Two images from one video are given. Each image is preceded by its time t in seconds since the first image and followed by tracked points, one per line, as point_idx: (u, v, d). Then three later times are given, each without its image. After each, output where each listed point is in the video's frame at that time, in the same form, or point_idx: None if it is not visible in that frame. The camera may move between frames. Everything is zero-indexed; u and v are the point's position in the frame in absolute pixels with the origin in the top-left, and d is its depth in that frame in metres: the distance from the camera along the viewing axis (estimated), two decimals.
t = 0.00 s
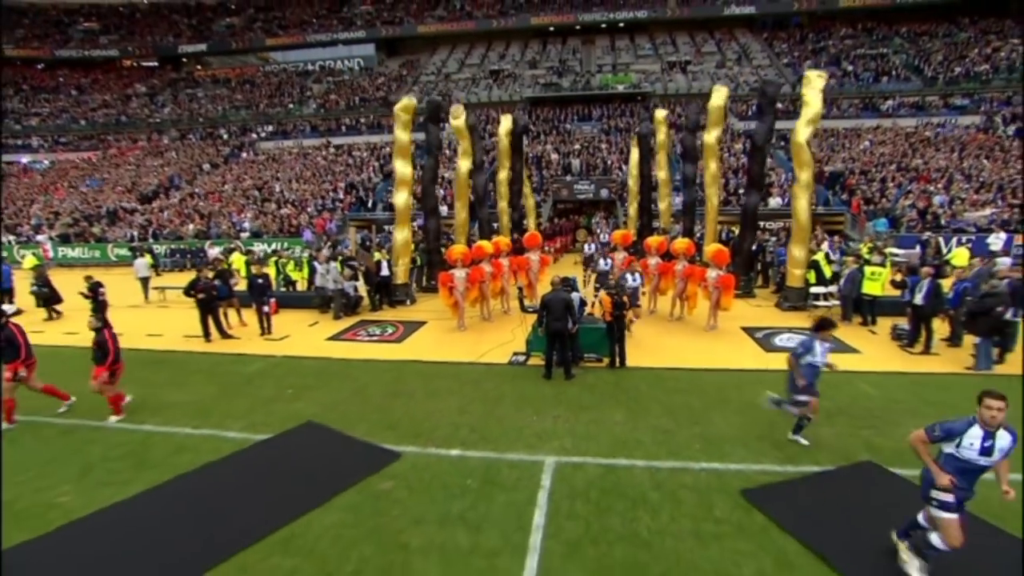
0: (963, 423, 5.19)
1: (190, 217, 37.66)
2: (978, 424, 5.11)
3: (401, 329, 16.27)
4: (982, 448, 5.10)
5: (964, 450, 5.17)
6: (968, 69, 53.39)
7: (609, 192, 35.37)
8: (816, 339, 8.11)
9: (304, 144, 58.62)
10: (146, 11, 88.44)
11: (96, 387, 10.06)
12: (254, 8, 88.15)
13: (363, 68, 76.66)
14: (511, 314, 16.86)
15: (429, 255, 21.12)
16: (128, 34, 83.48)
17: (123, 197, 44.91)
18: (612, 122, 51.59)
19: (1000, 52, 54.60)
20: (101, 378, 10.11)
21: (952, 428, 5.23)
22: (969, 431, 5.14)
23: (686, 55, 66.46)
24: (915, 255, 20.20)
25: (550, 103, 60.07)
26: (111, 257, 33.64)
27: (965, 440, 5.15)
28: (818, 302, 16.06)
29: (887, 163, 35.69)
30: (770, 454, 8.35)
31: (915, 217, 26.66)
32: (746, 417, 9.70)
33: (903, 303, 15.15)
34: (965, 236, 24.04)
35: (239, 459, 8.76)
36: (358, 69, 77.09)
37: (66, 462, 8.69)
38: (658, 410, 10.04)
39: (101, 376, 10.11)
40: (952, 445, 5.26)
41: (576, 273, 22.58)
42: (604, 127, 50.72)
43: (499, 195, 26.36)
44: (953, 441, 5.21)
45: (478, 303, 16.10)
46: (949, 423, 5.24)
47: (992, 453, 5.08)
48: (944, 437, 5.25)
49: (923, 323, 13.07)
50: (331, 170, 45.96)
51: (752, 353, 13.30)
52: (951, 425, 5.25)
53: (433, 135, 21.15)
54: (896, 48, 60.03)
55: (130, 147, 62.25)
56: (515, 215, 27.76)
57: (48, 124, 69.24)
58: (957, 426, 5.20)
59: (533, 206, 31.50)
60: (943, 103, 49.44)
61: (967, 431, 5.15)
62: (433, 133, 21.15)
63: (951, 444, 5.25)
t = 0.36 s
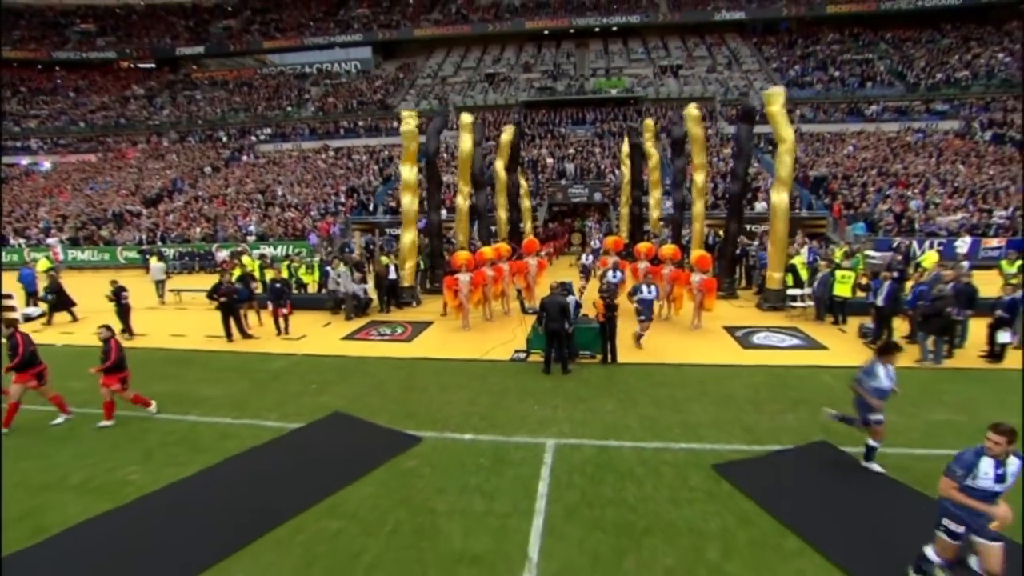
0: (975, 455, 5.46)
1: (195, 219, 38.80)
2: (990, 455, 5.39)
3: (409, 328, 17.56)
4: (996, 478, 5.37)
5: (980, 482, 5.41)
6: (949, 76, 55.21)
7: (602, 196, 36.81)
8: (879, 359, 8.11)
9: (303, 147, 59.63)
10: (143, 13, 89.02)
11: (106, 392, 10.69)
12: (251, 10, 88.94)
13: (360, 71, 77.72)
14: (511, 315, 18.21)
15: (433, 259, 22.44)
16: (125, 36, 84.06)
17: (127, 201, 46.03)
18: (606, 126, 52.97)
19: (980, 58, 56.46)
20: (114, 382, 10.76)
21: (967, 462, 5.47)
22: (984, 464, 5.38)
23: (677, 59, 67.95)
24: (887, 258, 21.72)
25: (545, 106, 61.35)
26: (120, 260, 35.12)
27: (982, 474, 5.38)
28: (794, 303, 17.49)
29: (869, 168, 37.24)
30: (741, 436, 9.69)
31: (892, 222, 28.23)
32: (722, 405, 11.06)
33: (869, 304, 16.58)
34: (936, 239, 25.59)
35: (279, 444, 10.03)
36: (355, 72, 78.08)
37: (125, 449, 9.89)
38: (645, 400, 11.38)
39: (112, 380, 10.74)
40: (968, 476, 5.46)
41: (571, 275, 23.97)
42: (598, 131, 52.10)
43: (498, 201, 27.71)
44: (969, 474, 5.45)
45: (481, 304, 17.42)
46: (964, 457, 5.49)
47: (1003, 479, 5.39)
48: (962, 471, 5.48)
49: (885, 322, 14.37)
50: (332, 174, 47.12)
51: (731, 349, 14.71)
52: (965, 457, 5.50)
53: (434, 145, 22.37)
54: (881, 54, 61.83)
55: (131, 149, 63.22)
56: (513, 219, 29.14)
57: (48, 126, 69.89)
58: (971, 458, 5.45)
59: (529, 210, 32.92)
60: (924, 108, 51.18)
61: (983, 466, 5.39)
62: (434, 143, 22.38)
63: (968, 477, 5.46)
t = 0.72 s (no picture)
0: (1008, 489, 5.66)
1: (214, 223, 40.37)
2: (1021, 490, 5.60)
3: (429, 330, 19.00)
4: None
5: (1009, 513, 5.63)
6: (947, 85, 56.38)
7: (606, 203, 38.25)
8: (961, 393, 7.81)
9: (315, 151, 61.18)
10: (155, 17, 90.84)
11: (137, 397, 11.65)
12: (262, 16, 90.71)
13: (369, 76, 79.30)
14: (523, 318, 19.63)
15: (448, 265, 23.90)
16: (139, 40, 85.95)
17: (147, 204, 47.71)
18: (610, 133, 54.32)
19: (978, 67, 57.64)
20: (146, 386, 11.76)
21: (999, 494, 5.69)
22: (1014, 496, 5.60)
23: (681, 67, 69.25)
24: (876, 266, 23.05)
25: (550, 113, 62.75)
26: (144, 262, 36.75)
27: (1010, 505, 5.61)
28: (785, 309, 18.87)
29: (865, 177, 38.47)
30: (730, 429, 11.06)
31: (884, 231, 29.59)
32: (715, 402, 12.44)
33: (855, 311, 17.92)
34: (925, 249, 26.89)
35: (324, 432, 11.44)
36: (364, 77, 79.67)
37: (190, 437, 11.31)
38: (646, 397, 12.77)
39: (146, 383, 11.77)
40: (995, 507, 5.70)
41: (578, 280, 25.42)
42: (603, 138, 53.47)
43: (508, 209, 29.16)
44: (996, 504, 5.69)
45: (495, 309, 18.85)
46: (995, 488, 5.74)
47: None
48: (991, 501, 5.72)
49: (867, 328, 15.65)
50: (344, 178, 48.66)
51: (725, 351, 16.11)
52: (997, 490, 5.71)
53: (450, 158, 23.82)
54: (881, 63, 63.01)
55: (147, 153, 64.96)
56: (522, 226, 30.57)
57: (65, 129, 71.65)
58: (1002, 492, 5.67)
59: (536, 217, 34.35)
60: (922, 117, 52.33)
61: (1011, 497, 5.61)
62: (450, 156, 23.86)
63: (996, 508, 5.70)
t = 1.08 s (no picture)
0: None
1: (235, 225, 42.07)
2: None
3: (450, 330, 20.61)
4: None
5: None
6: (945, 95, 57.79)
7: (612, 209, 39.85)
8: None
9: (327, 155, 62.85)
10: (170, 20, 92.75)
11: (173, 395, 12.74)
12: (274, 19, 92.54)
13: (379, 80, 81.03)
14: (537, 321, 21.21)
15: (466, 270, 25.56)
16: (154, 44, 87.87)
17: (169, 206, 49.49)
18: (615, 140, 55.83)
19: (975, 78, 59.02)
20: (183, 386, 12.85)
21: None
22: None
23: (685, 74, 70.73)
24: (866, 273, 24.62)
25: (557, 119, 64.28)
26: (170, 262, 38.53)
27: None
28: (780, 313, 20.45)
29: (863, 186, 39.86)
30: (727, 420, 12.59)
31: (877, 240, 31.18)
32: (713, 396, 14.00)
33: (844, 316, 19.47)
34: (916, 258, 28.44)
35: (369, 418, 13.00)
36: (375, 81, 81.36)
37: (253, 422, 12.89)
38: (653, 392, 14.33)
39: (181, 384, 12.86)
40: None
41: (587, 284, 27.03)
42: (608, 144, 55.05)
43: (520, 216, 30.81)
44: None
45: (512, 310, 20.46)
46: None
47: None
48: None
49: (853, 332, 17.14)
50: (358, 182, 50.31)
51: (723, 352, 17.67)
52: None
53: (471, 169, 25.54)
54: (881, 72, 64.39)
55: (164, 154, 66.78)
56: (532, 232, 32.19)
57: (83, 131, 73.59)
58: None
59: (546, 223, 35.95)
60: (920, 127, 53.73)
61: None
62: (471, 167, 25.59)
63: None
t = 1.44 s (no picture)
0: None
1: (256, 229, 43.73)
2: None
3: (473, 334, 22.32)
4: None
5: None
6: (943, 104, 59.19)
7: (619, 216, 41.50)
8: None
9: (339, 158, 64.47)
10: (182, 24, 94.42)
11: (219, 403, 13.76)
12: (285, 23, 94.25)
13: (389, 85, 82.63)
14: (553, 327, 22.87)
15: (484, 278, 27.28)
16: (168, 47, 89.49)
17: (190, 209, 51.18)
18: (621, 146, 57.39)
19: (973, 86, 60.36)
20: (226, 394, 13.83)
21: None
22: None
23: (689, 81, 72.18)
24: (861, 282, 26.25)
25: (563, 124, 65.81)
26: (196, 265, 40.30)
27: None
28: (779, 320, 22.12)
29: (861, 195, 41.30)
30: (730, 418, 14.25)
31: (873, 248, 32.83)
32: (718, 396, 15.67)
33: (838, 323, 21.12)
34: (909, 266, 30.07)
35: (413, 414, 14.67)
36: (384, 85, 82.95)
37: (310, 418, 14.57)
38: (664, 393, 15.99)
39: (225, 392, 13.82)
40: None
41: (598, 291, 28.72)
42: (614, 150, 56.61)
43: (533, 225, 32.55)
44: None
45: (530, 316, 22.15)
46: None
47: None
48: None
49: (844, 338, 18.78)
50: (372, 187, 51.92)
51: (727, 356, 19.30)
52: None
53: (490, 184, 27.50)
54: (882, 79, 65.72)
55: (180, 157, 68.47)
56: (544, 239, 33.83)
57: (100, 134, 75.30)
58: None
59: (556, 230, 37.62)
60: (919, 134, 55.09)
61: None
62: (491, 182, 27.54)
63: None
